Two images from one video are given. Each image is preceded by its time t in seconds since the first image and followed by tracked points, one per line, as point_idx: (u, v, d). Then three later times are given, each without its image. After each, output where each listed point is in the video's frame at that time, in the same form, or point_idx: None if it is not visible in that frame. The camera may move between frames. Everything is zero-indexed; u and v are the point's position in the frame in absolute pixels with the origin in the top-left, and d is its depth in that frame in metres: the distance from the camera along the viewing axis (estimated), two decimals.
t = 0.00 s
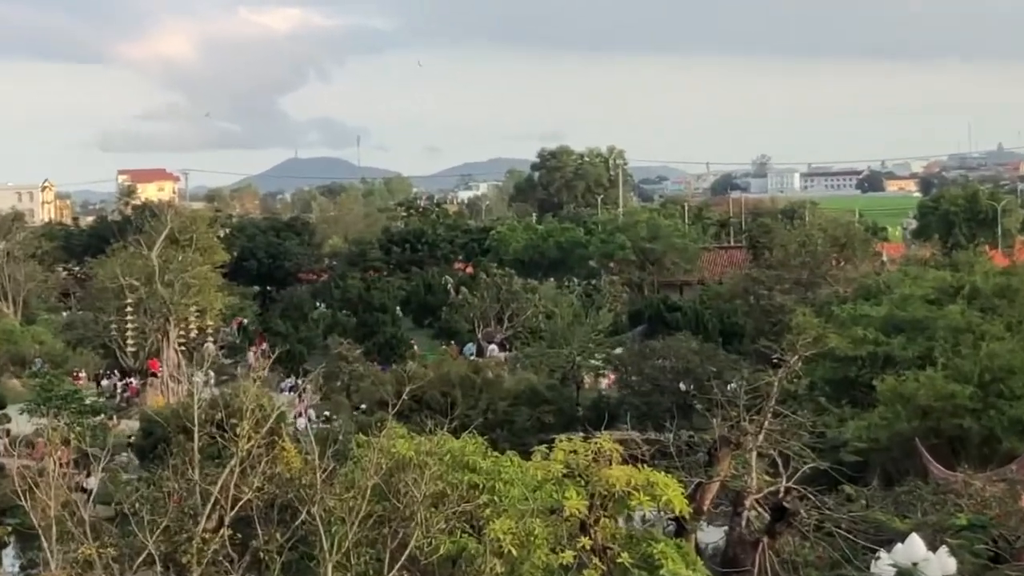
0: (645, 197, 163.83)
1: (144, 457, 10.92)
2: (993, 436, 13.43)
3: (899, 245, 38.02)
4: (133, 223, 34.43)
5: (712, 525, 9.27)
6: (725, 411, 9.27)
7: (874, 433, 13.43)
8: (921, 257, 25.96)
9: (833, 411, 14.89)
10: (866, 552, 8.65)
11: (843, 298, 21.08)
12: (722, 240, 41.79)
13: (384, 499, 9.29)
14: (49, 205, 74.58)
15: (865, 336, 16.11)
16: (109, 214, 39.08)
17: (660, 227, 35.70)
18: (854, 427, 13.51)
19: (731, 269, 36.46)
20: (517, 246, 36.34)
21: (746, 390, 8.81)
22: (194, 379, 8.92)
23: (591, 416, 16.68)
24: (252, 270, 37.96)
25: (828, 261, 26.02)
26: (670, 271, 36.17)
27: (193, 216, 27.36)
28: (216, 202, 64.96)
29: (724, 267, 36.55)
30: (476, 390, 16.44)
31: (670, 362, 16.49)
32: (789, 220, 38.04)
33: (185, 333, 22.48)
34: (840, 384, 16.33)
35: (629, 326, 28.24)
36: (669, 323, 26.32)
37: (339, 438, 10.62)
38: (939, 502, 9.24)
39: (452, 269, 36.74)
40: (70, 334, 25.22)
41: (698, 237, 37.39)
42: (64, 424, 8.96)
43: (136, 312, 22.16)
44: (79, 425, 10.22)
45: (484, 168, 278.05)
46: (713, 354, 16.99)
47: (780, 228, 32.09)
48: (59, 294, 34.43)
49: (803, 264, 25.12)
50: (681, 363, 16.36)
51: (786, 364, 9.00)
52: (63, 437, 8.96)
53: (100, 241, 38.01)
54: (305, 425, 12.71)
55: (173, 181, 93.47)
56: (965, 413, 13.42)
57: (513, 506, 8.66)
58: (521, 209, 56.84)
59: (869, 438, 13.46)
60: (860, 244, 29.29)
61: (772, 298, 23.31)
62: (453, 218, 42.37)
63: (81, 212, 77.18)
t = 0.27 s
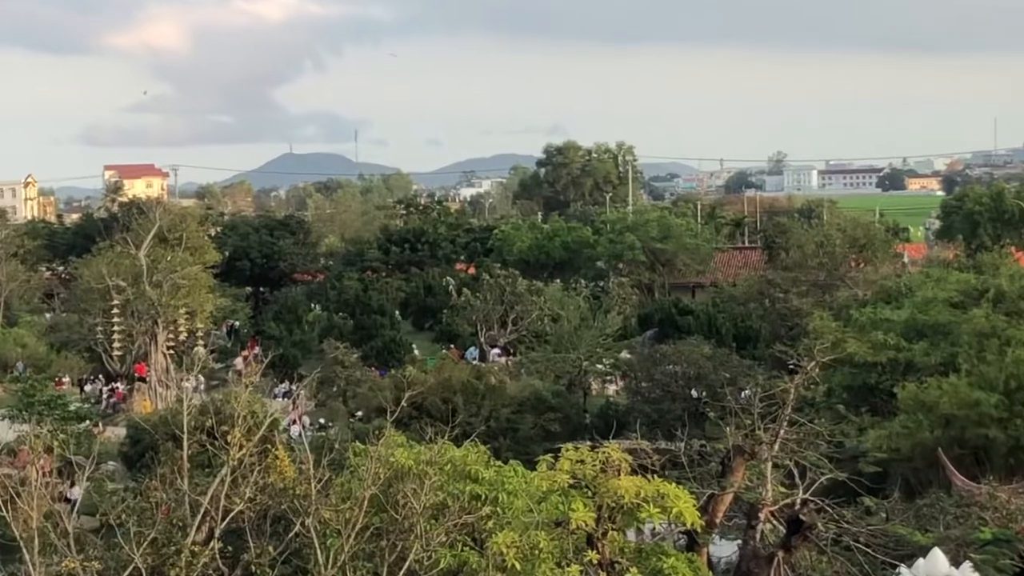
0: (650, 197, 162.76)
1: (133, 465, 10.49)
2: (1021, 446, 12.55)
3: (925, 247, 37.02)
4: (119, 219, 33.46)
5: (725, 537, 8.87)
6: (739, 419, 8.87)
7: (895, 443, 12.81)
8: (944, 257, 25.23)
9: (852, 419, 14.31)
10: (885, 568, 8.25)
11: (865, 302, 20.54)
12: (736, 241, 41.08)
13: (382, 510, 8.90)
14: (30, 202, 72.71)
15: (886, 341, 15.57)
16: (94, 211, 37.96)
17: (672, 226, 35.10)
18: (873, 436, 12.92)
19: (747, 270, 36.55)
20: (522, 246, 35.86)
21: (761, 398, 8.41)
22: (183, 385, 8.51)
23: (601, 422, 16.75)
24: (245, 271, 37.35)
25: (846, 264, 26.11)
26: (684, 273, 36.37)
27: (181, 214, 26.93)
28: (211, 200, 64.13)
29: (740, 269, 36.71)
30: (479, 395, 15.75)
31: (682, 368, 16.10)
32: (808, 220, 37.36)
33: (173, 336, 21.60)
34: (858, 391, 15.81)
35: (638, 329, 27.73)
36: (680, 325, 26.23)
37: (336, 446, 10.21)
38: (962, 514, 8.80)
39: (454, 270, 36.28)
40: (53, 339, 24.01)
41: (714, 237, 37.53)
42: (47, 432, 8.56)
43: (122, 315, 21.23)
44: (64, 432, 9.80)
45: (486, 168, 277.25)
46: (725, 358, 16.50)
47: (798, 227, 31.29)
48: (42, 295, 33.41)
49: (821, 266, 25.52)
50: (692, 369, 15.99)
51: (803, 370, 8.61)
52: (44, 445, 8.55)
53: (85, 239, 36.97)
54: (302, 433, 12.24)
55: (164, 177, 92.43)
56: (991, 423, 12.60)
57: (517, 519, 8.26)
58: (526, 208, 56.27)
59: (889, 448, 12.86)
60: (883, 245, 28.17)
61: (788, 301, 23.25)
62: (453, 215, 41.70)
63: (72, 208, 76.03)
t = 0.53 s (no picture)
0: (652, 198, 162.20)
1: (121, 474, 10.20)
2: None
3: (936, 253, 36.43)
4: (106, 221, 32.97)
5: (731, 551, 8.59)
6: (747, 429, 8.59)
7: (907, 454, 12.52)
8: (956, 263, 24.91)
9: (864, 428, 14.09)
10: None
11: (875, 307, 20.22)
12: (743, 245, 40.68)
13: (377, 521, 8.63)
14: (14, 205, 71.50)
15: (898, 350, 15.32)
16: (81, 213, 37.27)
17: (678, 229, 34.74)
18: (885, 448, 12.69)
19: (755, 274, 36.31)
20: (523, 249, 35.56)
21: (770, 407, 8.13)
22: (171, 392, 8.23)
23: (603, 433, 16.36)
24: (237, 274, 36.97)
25: (859, 270, 25.77)
26: (689, 277, 36.17)
27: (171, 214, 26.64)
28: (206, 202, 63.55)
29: (748, 275, 36.37)
30: (478, 403, 15.50)
31: (688, 376, 15.78)
32: (818, 223, 36.99)
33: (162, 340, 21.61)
34: (870, 399, 15.55)
35: (643, 335, 27.55)
36: (687, 333, 26.08)
37: (331, 455, 9.93)
38: (977, 527, 8.53)
39: (452, 273, 35.95)
40: (38, 343, 22.60)
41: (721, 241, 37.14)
42: (32, 439, 8.30)
43: (109, 319, 21.15)
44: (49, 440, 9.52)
45: (487, 168, 276.82)
46: (730, 365, 16.22)
47: (807, 231, 30.91)
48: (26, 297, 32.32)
49: (832, 272, 25.08)
50: (698, 377, 15.73)
51: (813, 379, 8.32)
52: (26, 454, 8.26)
53: (72, 241, 36.29)
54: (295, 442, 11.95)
55: (155, 178, 91.65)
56: (1007, 434, 12.31)
57: (518, 532, 7.98)
58: (528, 210, 55.86)
59: (901, 459, 12.57)
60: (896, 248, 28.13)
61: (799, 307, 22.46)
62: (451, 217, 41.32)
63: (63, 209, 75.19)
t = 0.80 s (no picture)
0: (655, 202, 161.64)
1: (112, 482, 10.01)
2: None
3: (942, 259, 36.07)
4: (98, 223, 32.68)
5: (734, 563, 8.45)
6: (749, 437, 8.47)
7: (914, 464, 12.38)
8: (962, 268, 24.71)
9: (870, 438, 13.98)
10: None
11: (881, 314, 20.06)
12: (747, 250, 40.44)
13: (373, 531, 8.48)
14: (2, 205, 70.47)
15: (904, 358, 15.16)
16: (72, 215, 36.77)
17: (681, 233, 34.52)
18: (892, 457, 12.52)
19: (759, 280, 36.25)
20: (523, 253, 35.43)
21: (774, 415, 7.99)
22: (164, 398, 8.06)
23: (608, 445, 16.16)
24: (230, 278, 36.47)
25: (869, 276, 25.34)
26: (692, 282, 35.89)
27: (164, 218, 26.48)
28: (201, 205, 63.08)
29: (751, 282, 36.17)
30: (476, 410, 15.29)
31: (690, 384, 15.63)
32: (823, 228, 36.76)
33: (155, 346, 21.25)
34: (876, 408, 15.49)
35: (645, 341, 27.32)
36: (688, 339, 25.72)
37: (328, 464, 9.78)
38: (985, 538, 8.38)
39: (451, 277, 35.74)
40: (27, 348, 22.38)
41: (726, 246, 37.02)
42: (21, 447, 8.14)
43: (101, 323, 20.79)
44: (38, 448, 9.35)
45: (486, 170, 276.55)
46: (732, 372, 16.07)
47: (813, 235, 30.73)
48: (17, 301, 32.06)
49: (837, 277, 24.39)
50: (700, 386, 15.58)
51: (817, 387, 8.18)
52: (13, 462, 8.10)
53: (63, 243, 35.86)
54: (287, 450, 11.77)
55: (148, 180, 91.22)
56: (1015, 443, 12.20)
57: (517, 542, 7.83)
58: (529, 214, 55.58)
59: (908, 470, 12.44)
60: (902, 254, 27.96)
61: (802, 314, 22.92)
62: (449, 220, 41.09)
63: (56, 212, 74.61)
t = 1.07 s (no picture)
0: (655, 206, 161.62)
1: (111, 486, 10.00)
2: None
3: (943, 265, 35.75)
4: (98, 227, 32.60)
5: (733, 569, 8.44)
6: (748, 443, 8.45)
7: (913, 471, 12.37)
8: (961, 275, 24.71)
9: (869, 444, 13.98)
10: None
11: (881, 321, 20.06)
12: (748, 255, 40.45)
13: (372, 535, 8.46)
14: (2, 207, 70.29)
15: (902, 364, 15.13)
16: (71, 219, 36.64)
17: (680, 238, 34.51)
18: (891, 463, 12.51)
19: (758, 286, 36.25)
20: (523, 258, 35.46)
21: (773, 421, 7.96)
22: (162, 402, 8.04)
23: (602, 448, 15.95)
24: (229, 281, 36.67)
25: (868, 282, 25.29)
26: (692, 287, 35.91)
27: (162, 222, 26.49)
28: (199, 208, 62.88)
29: (752, 287, 36.08)
30: (475, 415, 15.30)
31: (689, 390, 15.65)
32: (823, 233, 36.72)
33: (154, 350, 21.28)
34: (876, 414, 15.56)
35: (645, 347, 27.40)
36: (688, 345, 25.92)
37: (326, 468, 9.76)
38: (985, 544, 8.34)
39: (450, 282, 35.74)
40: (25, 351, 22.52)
41: (725, 252, 37.05)
42: (19, 450, 8.13)
43: (99, 327, 20.96)
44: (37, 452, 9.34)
45: (484, 171, 275.15)
46: (731, 378, 16.06)
47: (812, 241, 30.74)
48: (16, 305, 32.03)
49: (836, 283, 24.61)
50: (699, 391, 15.57)
51: (816, 392, 8.16)
52: (10, 465, 8.08)
53: (62, 247, 35.70)
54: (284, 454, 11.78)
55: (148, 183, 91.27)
56: (1013, 450, 12.18)
57: (515, 548, 7.82)
58: (528, 219, 55.47)
59: (907, 476, 12.43)
60: (902, 260, 27.83)
61: (801, 319, 22.35)
62: (448, 224, 41.09)
63: (56, 216, 74.52)
